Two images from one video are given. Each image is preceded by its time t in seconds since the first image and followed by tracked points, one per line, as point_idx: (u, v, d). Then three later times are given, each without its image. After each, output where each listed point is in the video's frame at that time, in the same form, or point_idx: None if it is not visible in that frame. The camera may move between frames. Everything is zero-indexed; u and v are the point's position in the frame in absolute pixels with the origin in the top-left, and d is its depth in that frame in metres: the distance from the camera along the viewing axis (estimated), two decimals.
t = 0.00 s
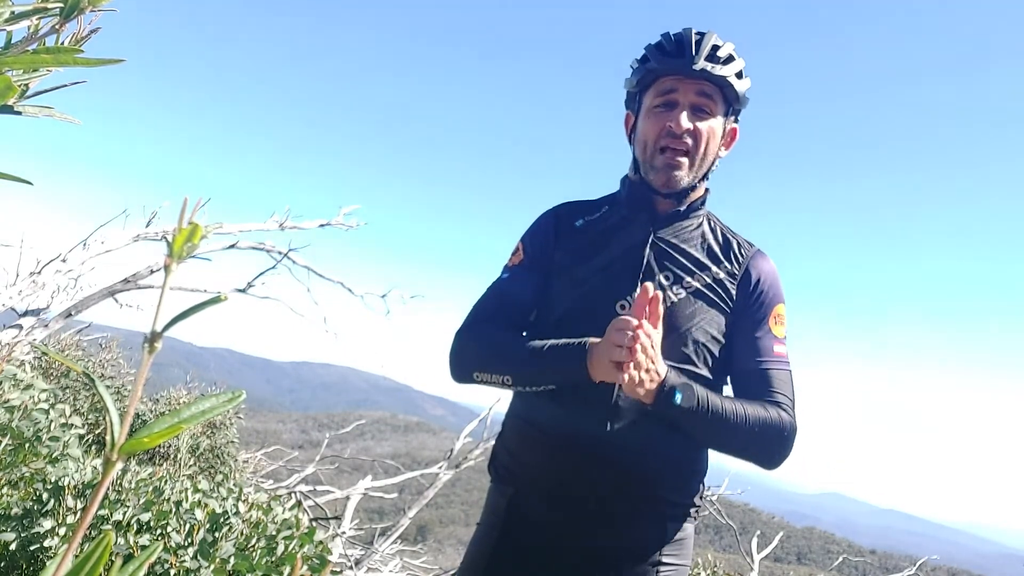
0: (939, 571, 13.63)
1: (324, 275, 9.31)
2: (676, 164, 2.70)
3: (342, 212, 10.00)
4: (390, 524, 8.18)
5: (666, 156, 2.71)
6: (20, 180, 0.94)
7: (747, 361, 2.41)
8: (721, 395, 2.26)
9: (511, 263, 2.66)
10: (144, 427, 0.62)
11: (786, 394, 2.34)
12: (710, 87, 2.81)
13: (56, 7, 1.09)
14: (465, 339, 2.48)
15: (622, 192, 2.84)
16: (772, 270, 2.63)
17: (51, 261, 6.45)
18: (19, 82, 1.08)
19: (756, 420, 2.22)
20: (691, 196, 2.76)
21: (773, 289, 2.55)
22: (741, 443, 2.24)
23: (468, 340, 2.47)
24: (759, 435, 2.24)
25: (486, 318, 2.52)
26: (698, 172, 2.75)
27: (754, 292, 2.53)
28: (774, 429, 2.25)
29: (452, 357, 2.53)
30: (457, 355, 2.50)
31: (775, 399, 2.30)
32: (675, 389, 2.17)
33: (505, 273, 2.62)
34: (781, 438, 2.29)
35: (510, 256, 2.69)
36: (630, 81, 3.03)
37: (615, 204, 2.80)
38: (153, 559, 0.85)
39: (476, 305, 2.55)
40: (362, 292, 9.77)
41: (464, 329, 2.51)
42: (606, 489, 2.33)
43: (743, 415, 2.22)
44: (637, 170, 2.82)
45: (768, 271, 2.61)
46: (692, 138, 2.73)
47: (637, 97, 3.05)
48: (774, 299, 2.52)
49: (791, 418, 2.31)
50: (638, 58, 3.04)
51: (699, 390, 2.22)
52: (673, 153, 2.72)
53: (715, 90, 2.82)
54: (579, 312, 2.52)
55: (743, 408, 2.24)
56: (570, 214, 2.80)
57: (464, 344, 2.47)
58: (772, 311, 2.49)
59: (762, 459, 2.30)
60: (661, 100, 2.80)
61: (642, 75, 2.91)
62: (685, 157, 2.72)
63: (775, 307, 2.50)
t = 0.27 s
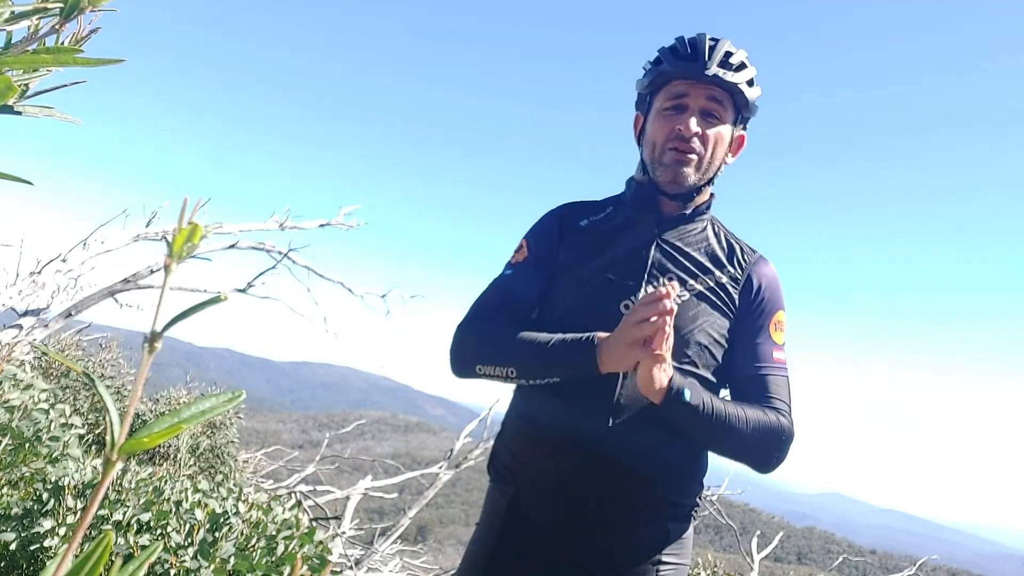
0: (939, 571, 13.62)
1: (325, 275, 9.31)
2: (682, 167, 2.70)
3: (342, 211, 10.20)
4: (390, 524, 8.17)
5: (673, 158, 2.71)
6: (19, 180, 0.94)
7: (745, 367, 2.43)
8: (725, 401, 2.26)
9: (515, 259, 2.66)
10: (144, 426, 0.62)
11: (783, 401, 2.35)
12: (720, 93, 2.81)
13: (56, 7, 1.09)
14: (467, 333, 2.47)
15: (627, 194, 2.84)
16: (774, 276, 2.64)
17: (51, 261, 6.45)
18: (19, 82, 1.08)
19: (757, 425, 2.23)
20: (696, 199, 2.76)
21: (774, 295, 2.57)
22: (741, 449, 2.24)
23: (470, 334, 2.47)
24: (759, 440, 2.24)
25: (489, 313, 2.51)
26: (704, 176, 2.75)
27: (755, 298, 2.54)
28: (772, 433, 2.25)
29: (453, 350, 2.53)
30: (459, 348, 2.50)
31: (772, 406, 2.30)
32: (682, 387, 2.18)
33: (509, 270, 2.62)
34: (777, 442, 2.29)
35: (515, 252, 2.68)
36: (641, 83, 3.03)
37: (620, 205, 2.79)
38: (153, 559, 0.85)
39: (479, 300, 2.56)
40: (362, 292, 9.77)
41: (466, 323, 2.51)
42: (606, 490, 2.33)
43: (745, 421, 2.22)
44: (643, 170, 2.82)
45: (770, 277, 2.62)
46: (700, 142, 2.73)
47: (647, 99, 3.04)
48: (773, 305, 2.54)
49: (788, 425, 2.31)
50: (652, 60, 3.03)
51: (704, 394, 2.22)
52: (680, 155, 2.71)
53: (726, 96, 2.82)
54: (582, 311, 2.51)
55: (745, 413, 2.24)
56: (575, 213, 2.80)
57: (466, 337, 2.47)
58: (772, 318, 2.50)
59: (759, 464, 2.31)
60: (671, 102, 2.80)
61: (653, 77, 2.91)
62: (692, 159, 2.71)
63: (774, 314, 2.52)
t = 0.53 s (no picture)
0: (938, 570, 13.62)
1: (325, 276, 9.33)
2: (686, 166, 2.69)
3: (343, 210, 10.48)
4: (390, 524, 8.17)
5: (677, 157, 2.70)
6: (19, 180, 0.94)
7: (745, 367, 2.43)
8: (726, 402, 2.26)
9: (516, 260, 2.66)
10: (143, 427, 0.62)
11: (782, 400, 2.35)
12: (724, 93, 2.81)
13: (56, 7, 1.09)
14: (469, 333, 2.47)
15: (628, 194, 2.84)
16: (773, 277, 2.64)
17: (51, 261, 6.45)
18: (19, 81, 1.09)
19: (756, 426, 2.23)
20: (698, 202, 2.76)
21: (774, 297, 2.58)
22: (740, 451, 2.24)
23: (472, 334, 2.47)
24: (758, 442, 2.25)
25: (491, 313, 2.51)
26: (707, 176, 2.75)
27: (755, 299, 2.55)
28: (771, 434, 2.26)
29: (455, 350, 2.52)
30: (461, 347, 2.49)
31: (771, 406, 2.30)
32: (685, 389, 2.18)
33: (511, 270, 2.61)
34: (775, 441, 2.28)
35: (516, 253, 2.68)
36: (644, 83, 3.03)
37: (621, 205, 2.80)
38: (153, 559, 0.85)
39: (481, 299, 2.56)
40: (362, 292, 9.77)
41: (468, 323, 2.51)
42: (606, 489, 2.33)
43: (745, 423, 2.23)
44: (646, 169, 2.81)
45: (769, 278, 2.63)
46: (705, 142, 2.73)
47: (650, 99, 3.04)
48: (772, 306, 2.55)
49: (786, 425, 2.31)
50: (654, 60, 3.03)
51: (705, 396, 2.23)
52: (685, 155, 2.70)
53: (729, 97, 2.82)
54: (585, 312, 2.52)
55: (744, 415, 2.24)
56: (576, 213, 2.80)
57: (468, 337, 2.47)
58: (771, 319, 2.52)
59: (758, 465, 2.31)
60: (675, 102, 2.80)
61: (657, 77, 2.90)
62: (696, 159, 2.71)
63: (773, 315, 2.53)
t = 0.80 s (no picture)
0: (939, 571, 13.61)
1: (325, 276, 9.32)
2: (680, 166, 2.69)
3: (342, 211, 9.93)
4: (390, 524, 8.17)
5: (671, 157, 2.71)
6: (19, 180, 0.94)
7: (744, 365, 2.42)
8: (717, 406, 2.26)
9: (512, 266, 2.65)
10: (143, 426, 0.62)
11: (780, 399, 2.33)
12: (717, 91, 2.80)
13: (56, 7, 1.09)
14: (467, 342, 2.45)
15: (625, 194, 2.84)
16: (773, 275, 2.63)
17: (51, 261, 6.45)
18: (19, 82, 1.09)
19: (752, 429, 2.23)
20: (694, 200, 2.76)
21: (774, 294, 2.56)
22: (736, 454, 2.24)
23: (472, 342, 2.45)
24: (755, 444, 2.24)
25: (490, 319, 2.50)
26: (702, 174, 2.74)
27: (755, 296, 2.54)
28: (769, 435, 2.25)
29: (454, 359, 2.50)
30: (460, 357, 2.46)
31: (770, 405, 2.30)
32: (674, 399, 2.15)
33: (509, 276, 2.61)
34: (773, 441, 2.28)
35: (513, 258, 2.67)
36: (637, 82, 3.02)
37: (618, 206, 2.81)
38: (153, 558, 0.85)
39: (478, 309, 2.54)
40: (362, 292, 9.76)
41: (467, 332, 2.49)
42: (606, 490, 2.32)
43: (740, 425, 2.22)
44: (642, 169, 2.81)
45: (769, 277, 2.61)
46: (699, 140, 2.73)
47: (644, 98, 3.03)
48: (772, 304, 2.53)
49: (785, 425, 2.30)
50: (648, 59, 3.03)
51: (697, 401, 2.21)
52: (680, 154, 2.70)
53: (722, 94, 2.82)
54: (584, 313, 2.52)
55: (739, 417, 2.24)
56: (573, 215, 2.80)
57: (467, 346, 2.44)
58: (771, 317, 2.50)
59: (757, 466, 2.31)
60: (668, 102, 2.80)
61: (649, 76, 2.90)
62: (691, 158, 2.71)
63: (774, 314, 2.51)
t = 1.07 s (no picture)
0: (939, 570, 13.61)
1: (324, 276, 9.32)
2: (669, 167, 2.70)
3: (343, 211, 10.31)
4: (390, 524, 8.17)
5: (658, 158, 2.72)
6: (20, 180, 0.94)
7: (741, 363, 2.41)
8: (702, 412, 2.25)
9: (508, 270, 2.66)
10: (143, 427, 0.62)
11: (779, 397, 2.33)
12: (702, 88, 2.79)
13: (56, 7, 1.09)
14: (464, 346, 2.45)
15: (620, 193, 2.85)
16: (770, 270, 2.62)
17: (51, 261, 6.45)
18: (19, 81, 1.09)
19: (744, 432, 2.22)
20: (686, 197, 2.77)
21: (771, 289, 2.55)
22: (730, 457, 2.23)
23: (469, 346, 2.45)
24: (749, 446, 2.23)
25: (485, 323, 2.50)
26: (692, 173, 2.74)
27: (752, 293, 2.52)
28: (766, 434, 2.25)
29: (451, 364, 2.50)
30: (457, 362, 2.46)
31: (768, 404, 2.29)
32: (654, 414, 2.13)
33: (504, 280, 2.62)
34: (772, 439, 2.27)
35: (508, 263, 2.69)
36: (624, 84, 3.03)
37: (612, 207, 2.82)
38: (153, 558, 0.85)
39: (475, 314, 2.55)
40: (362, 292, 9.76)
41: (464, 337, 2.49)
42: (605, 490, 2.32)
43: (730, 429, 2.22)
44: (633, 171, 2.83)
45: (765, 272, 2.60)
46: (685, 139, 2.72)
47: (631, 99, 3.04)
48: (770, 300, 2.51)
49: (783, 422, 2.30)
50: (631, 61, 3.03)
51: (680, 411, 2.19)
52: (666, 156, 2.71)
53: (708, 91, 2.80)
54: (578, 312, 2.52)
55: (728, 422, 2.23)
56: (569, 217, 2.81)
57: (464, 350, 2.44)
58: (768, 312, 2.47)
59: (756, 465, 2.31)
60: (652, 104, 2.80)
61: (633, 79, 2.91)
62: (678, 158, 2.71)
63: (771, 309, 2.49)
